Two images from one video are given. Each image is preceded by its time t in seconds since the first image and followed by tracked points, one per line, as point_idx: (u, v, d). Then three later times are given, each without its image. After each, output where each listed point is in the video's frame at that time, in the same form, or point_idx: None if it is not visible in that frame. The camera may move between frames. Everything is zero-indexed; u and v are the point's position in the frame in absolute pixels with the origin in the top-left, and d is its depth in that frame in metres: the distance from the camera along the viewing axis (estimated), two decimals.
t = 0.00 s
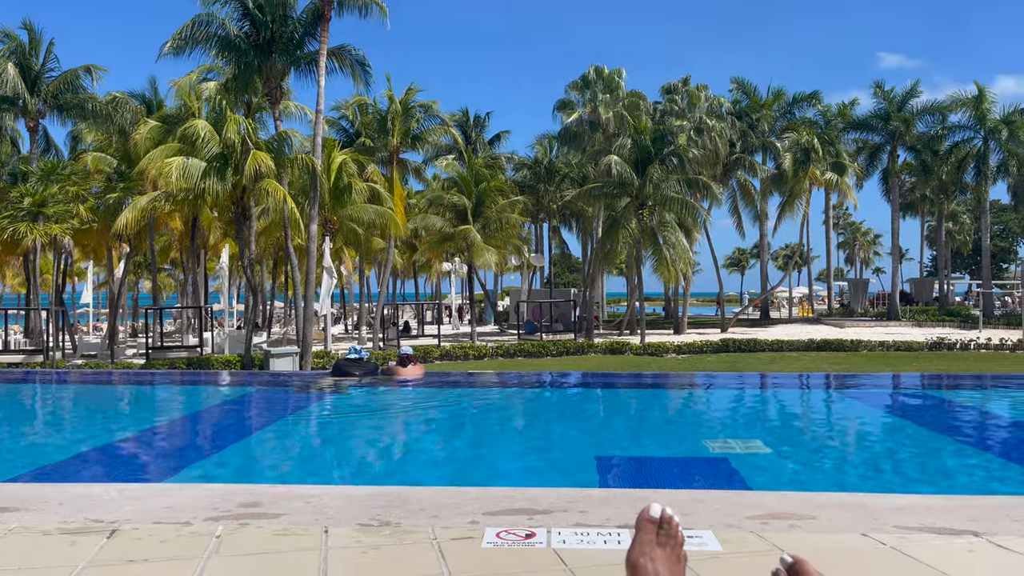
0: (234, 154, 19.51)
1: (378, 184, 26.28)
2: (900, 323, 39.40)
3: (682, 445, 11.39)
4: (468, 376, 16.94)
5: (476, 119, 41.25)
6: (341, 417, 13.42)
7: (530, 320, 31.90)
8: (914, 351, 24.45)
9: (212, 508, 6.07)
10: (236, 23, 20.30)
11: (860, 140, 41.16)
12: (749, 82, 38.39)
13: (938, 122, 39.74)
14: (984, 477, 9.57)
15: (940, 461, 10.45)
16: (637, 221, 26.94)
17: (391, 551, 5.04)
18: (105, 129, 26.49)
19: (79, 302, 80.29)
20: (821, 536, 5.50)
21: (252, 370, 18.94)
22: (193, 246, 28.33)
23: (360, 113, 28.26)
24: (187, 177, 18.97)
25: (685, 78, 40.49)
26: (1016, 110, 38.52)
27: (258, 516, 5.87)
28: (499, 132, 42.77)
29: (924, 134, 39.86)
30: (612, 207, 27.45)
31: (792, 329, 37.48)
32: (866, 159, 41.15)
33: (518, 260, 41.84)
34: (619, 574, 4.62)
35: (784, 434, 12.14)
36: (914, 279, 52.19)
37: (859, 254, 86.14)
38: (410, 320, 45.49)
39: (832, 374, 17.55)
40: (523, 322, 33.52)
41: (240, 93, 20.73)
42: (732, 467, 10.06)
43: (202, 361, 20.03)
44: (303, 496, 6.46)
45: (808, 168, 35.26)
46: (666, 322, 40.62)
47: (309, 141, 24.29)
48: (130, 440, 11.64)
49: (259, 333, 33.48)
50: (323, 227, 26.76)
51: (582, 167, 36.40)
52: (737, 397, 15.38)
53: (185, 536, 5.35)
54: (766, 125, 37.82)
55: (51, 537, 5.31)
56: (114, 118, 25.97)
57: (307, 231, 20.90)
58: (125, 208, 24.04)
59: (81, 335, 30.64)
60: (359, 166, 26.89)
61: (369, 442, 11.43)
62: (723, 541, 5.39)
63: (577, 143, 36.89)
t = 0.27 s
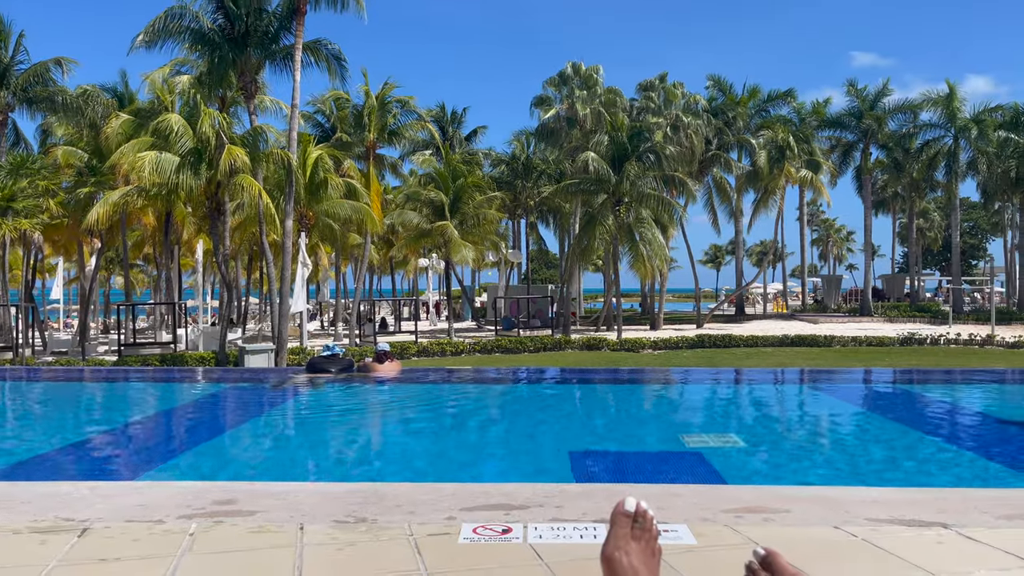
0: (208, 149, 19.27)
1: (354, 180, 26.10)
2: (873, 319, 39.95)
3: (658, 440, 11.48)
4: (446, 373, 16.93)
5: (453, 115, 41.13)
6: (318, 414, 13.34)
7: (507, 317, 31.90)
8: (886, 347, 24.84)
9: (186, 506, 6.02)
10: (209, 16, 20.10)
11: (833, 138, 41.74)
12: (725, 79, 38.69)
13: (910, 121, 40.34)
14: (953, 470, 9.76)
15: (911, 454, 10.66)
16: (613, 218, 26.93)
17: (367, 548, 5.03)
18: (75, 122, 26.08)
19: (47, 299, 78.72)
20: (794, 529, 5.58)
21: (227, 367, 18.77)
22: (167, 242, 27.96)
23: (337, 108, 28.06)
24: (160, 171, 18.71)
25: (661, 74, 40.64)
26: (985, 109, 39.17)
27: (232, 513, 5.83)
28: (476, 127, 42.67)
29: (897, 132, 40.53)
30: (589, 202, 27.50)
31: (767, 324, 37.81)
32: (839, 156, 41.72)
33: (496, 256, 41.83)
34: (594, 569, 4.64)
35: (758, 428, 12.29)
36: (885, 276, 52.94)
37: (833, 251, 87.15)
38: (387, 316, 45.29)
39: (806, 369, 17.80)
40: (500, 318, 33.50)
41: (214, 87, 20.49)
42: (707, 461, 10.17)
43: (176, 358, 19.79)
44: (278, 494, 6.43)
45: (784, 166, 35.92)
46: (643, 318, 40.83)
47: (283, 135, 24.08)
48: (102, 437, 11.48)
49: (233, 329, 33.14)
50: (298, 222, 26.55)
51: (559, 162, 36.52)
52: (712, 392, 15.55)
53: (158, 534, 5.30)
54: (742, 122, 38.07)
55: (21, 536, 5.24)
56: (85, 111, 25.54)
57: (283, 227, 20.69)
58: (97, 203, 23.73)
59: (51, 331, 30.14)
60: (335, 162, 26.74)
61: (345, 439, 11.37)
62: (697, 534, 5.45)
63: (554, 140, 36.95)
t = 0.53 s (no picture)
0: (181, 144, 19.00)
1: (329, 176, 25.91)
2: (845, 316, 40.49)
3: (634, 437, 11.56)
4: (422, 372, 16.90)
5: (429, 111, 40.99)
6: (293, 412, 13.24)
7: (484, 313, 31.87)
8: (858, 343, 25.18)
9: (158, 504, 5.96)
10: (182, 10, 19.83)
11: (807, 137, 42.22)
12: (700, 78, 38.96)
13: (881, 120, 40.91)
14: (922, 465, 9.94)
15: (882, 449, 10.83)
16: (589, 215, 27.05)
17: (343, 546, 5.02)
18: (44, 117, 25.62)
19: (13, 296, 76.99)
20: (767, 524, 5.65)
21: (200, 365, 18.57)
22: (138, 238, 27.55)
23: (312, 103, 27.83)
24: (131, 166, 18.43)
25: (637, 72, 40.80)
26: (954, 109, 39.85)
27: (205, 512, 5.79)
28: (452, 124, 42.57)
29: (868, 131, 41.07)
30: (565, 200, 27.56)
31: (741, 322, 38.18)
32: (813, 155, 42.21)
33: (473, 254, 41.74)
34: (570, 565, 4.68)
35: (732, 424, 12.44)
36: (857, 273, 53.67)
37: (806, 248, 88.19)
38: (363, 313, 45.03)
39: (780, 366, 18.00)
40: (478, 315, 33.44)
41: (187, 82, 20.22)
42: (683, 457, 10.25)
43: (148, 355, 19.54)
44: (252, 492, 6.37)
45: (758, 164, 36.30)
46: (619, 315, 41.00)
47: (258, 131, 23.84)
48: (72, 436, 11.29)
49: (206, 327, 32.76)
50: (272, 219, 26.32)
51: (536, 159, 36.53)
52: (687, 389, 15.70)
53: (129, 534, 5.25)
54: (717, 121, 38.37)
55: None
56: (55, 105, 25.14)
57: (257, 223, 20.47)
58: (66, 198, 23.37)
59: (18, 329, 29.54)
60: (310, 158, 26.57)
61: (321, 437, 11.29)
62: (672, 530, 5.50)
63: (530, 137, 37.00)
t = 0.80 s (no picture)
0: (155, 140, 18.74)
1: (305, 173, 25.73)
2: (819, 314, 40.98)
3: (611, 434, 11.63)
4: (399, 371, 16.88)
5: (406, 108, 40.90)
6: (269, 411, 13.15)
7: (461, 311, 31.83)
8: (832, 341, 25.52)
9: (131, 504, 5.91)
10: (155, 3, 19.59)
11: (781, 136, 42.70)
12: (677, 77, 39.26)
13: (855, 120, 41.44)
14: (893, 460, 10.11)
15: (855, 445, 11.00)
16: (567, 213, 27.10)
17: (319, 545, 5.01)
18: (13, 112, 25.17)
19: None
20: (743, 520, 5.71)
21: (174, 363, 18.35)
22: (110, 234, 27.16)
23: (288, 100, 27.61)
24: (103, 162, 18.17)
25: (614, 71, 40.99)
26: (926, 109, 40.51)
27: (179, 512, 5.74)
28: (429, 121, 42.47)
29: (842, 131, 41.57)
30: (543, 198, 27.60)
31: (717, 320, 38.49)
32: (788, 154, 42.70)
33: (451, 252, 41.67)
34: (548, 562, 4.71)
35: (709, 421, 12.55)
36: (831, 271, 54.36)
37: (781, 247, 89.19)
38: (340, 311, 44.77)
39: (755, 363, 18.20)
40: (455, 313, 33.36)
41: (160, 77, 19.99)
42: (659, 454, 10.34)
43: (121, 354, 19.29)
44: (227, 492, 6.33)
45: (734, 164, 36.68)
46: (596, 313, 41.16)
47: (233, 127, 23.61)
48: (42, 436, 11.12)
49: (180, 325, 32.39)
50: (247, 216, 26.09)
51: (513, 156, 36.53)
52: (664, 386, 15.82)
53: (102, 534, 5.19)
54: (694, 120, 38.68)
55: None
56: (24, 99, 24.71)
57: (233, 221, 20.26)
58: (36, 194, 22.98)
59: None
60: (286, 154, 26.40)
61: (297, 436, 11.22)
62: (649, 526, 5.56)
63: (509, 135, 37.02)
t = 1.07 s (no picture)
0: (130, 137, 18.48)
1: (283, 171, 25.60)
2: (796, 313, 41.41)
3: (590, 433, 11.69)
4: (379, 370, 16.84)
5: (385, 106, 40.78)
6: (247, 411, 13.03)
7: (440, 310, 31.77)
8: (809, 340, 25.80)
9: (105, 506, 5.85)
10: None
11: (759, 137, 43.12)
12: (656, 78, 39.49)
13: (831, 121, 41.90)
14: (868, 458, 10.26)
15: (832, 443, 11.15)
16: (546, 212, 27.13)
17: (296, 546, 4.99)
18: None
19: None
20: (720, 518, 5.78)
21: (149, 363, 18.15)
22: (84, 232, 26.79)
23: (266, 97, 27.40)
24: (76, 160, 17.92)
25: (593, 71, 41.12)
26: (901, 112, 41.07)
27: (154, 513, 5.70)
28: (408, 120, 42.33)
29: (818, 132, 42.03)
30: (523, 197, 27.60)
31: (696, 319, 38.76)
32: (765, 155, 43.12)
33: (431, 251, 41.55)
34: (527, 562, 4.73)
35: (687, 420, 12.65)
36: (808, 271, 54.93)
37: (759, 246, 90.01)
38: (318, 311, 44.48)
39: (732, 361, 18.37)
40: (434, 312, 33.29)
41: (136, 73, 19.73)
42: (638, 453, 10.42)
43: (95, 353, 19.05)
44: (204, 493, 6.28)
45: (712, 164, 36.95)
46: (576, 312, 41.27)
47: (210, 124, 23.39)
48: (13, 437, 10.97)
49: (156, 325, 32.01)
50: (225, 214, 25.86)
51: (493, 155, 36.54)
52: (642, 385, 15.93)
53: (76, 536, 5.14)
54: (672, 121, 38.94)
55: None
56: None
57: (210, 219, 20.05)
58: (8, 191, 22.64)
59: None
60: (264, 153, 26.23)
61: (275, 436, 11.14)
62: (627, 525, 5.60)
63: (488, 134, 36.95)
